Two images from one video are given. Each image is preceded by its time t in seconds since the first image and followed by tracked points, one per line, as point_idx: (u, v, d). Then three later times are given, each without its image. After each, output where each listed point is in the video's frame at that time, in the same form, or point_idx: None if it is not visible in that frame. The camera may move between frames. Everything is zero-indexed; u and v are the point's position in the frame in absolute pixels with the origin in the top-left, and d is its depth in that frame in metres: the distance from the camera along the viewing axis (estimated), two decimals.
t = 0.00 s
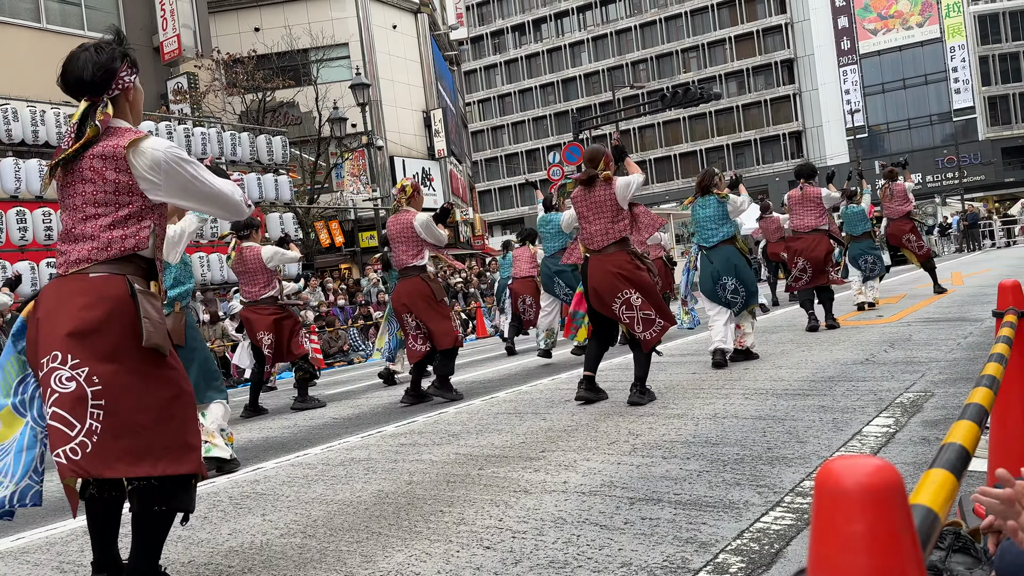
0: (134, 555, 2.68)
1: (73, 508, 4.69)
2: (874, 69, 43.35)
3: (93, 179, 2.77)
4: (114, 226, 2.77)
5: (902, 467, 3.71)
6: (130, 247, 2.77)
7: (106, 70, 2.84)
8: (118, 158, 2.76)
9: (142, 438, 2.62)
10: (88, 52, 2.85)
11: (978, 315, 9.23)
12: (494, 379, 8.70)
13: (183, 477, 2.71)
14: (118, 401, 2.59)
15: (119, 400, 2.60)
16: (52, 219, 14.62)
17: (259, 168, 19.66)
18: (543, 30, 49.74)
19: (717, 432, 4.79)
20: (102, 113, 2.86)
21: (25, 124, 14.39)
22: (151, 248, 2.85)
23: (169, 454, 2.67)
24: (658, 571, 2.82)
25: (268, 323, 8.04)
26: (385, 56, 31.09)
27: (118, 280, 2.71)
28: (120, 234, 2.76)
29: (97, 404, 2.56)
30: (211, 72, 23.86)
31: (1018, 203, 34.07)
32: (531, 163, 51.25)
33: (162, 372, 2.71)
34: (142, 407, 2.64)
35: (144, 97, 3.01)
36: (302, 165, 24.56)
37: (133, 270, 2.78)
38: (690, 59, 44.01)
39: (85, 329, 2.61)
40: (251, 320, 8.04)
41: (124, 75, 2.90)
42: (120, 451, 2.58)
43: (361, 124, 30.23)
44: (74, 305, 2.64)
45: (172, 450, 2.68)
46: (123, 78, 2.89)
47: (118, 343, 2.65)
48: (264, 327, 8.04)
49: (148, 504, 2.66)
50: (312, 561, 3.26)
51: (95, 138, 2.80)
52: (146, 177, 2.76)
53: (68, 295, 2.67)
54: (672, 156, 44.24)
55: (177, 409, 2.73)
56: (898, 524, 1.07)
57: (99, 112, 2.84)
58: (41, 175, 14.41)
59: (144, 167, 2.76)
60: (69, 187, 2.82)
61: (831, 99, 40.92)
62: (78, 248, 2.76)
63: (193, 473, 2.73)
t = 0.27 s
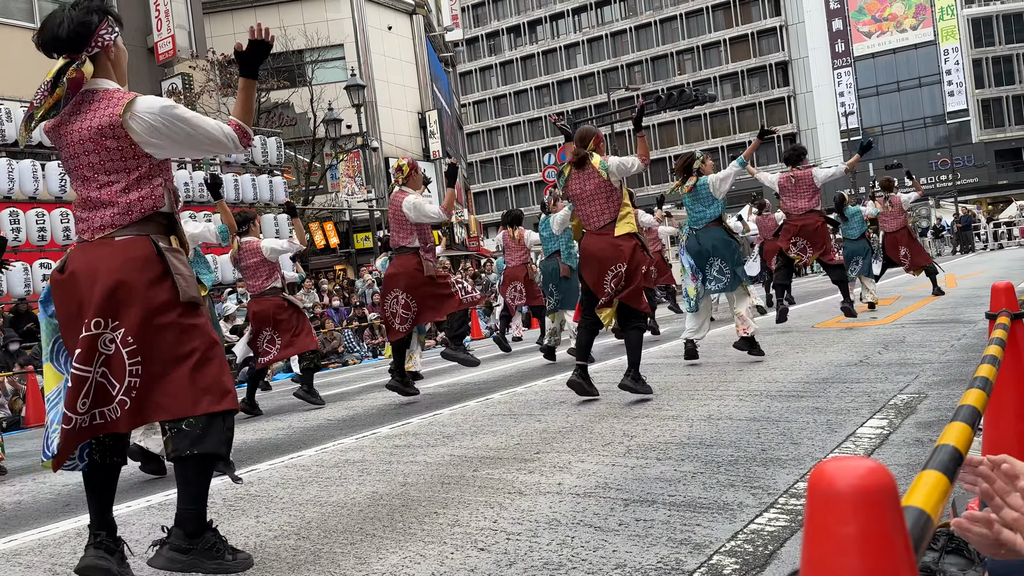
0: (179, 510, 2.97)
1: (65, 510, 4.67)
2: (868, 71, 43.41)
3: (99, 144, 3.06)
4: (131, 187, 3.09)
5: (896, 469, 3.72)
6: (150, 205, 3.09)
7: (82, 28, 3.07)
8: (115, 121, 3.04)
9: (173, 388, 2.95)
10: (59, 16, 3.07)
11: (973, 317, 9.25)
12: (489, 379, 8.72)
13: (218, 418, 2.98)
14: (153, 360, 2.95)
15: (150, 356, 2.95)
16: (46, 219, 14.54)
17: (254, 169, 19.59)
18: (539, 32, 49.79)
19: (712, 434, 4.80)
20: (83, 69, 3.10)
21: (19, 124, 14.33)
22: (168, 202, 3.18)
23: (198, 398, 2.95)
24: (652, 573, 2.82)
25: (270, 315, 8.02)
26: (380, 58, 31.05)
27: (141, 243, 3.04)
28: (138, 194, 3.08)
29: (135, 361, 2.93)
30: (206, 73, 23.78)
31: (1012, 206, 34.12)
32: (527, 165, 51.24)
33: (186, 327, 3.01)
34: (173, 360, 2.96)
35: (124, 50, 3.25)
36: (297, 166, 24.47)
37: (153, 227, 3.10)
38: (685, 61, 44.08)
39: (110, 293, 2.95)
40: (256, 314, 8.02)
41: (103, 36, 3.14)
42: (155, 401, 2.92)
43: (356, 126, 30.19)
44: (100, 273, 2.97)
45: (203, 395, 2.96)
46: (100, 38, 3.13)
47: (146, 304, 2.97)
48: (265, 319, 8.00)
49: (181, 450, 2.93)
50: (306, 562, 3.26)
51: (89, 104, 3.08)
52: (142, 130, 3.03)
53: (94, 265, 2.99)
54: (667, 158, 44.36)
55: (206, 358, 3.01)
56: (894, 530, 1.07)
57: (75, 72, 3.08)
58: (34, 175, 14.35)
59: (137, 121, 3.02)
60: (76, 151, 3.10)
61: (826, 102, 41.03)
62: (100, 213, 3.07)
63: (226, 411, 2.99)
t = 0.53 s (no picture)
0: (215, 540, 2.96)
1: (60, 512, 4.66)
2: (863, 73, 43.57)
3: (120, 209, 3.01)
4: (151, 252, 3.05)
5: (891, 470, 3.73)
6: (169, 272, 3.06)
7: (107, 97, 3.07)
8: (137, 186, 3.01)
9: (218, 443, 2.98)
10: (86, 80, 3.06)
11: (967, 319, 9.28)
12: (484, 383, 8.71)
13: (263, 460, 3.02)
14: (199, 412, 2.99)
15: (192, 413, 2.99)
16: (41, 220, 14.52)
17: (250, 170, 19.58)
18: (535, 34, 49.87)
19: (708, 435, 4.81)
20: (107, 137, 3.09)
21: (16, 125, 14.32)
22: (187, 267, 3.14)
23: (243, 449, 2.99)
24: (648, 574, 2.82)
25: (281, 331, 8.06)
26: (376, 59, 31.06)
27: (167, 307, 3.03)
28: (159, 260, 3.05)
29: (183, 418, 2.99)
30: (202, 74, 23.75)
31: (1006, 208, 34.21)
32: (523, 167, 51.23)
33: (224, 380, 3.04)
34: (212, 419, 2.98)
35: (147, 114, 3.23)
36: (293, 167, 24.45)
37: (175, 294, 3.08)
38: (681, 64, 44.16)
39: (146, 363, 2.96)
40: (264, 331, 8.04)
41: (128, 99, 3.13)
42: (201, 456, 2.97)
43: (352, 127, 30.18)
44: (131, 345, 2.97)
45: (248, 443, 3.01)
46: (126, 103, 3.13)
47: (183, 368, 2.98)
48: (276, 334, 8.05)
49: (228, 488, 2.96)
50: (302, 564, 3.26)
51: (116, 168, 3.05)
52: (165, 196, 2.98)
53: (124, 334, 2.99)
54: (662, 159, 44.49)
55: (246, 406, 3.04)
56: (888, 528, 1.07)
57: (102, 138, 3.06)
58: (29, 176, 14.31)
59: (160, 187, 2.97)
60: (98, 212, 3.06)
61: (821, 104, 41.14)
62: (122, 278, 3.05)
63: (267, 456, 3.02)
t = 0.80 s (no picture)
0: (230, 519, 3.07)
1: (55, 514, 4.65)
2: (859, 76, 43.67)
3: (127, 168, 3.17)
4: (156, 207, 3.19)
5: (888, 472, 3.74)
6: (176, 226, 3.18)
7: (96, 62, 3.21)
8: (140, 144, 3.15)
9: (217, 400, 3.01)
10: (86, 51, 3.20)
11: (963, 321, 9.29)
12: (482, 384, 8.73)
13: (263, 421, 3.05)
14: (199, 376, 3.03)
15: (195, 370, 3.04)
16: (36, 222, 14.48)
17: (246, 172, 19.53)
18: (532, 35, 49.88)
19: (704, 437, 4.81)
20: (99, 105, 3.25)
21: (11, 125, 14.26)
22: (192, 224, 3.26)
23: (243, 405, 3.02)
24: None
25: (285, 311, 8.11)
26: (373, 60, 31.03)
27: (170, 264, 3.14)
28: (164, 215, 3.17)
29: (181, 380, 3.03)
30: (198, 75, 23.68)
31: (1002, 211, 34.29)
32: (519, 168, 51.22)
33: (225, 338, 3.07)
34: (213, 373, 3.02)
35: (148, 72, 3.32)
36: (290, 169, 24.43)
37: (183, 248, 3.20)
38: (678, 66, 44.19)
39: (153, 314, 3.05)
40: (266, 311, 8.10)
41: (116, 64, 3.23)
42: (201, 415, 3.01)
43: (349, 128, 30.16)
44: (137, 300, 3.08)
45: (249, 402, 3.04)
46: (112, 70, 3.21)
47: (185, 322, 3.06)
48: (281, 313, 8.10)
49: (231, 458, 3.00)
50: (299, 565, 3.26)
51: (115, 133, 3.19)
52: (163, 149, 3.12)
53: (133, 289, 3.10)
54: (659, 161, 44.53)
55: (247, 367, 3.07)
56: (883, 531, 1.08)
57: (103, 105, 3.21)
58: (24, 176, 14.21)
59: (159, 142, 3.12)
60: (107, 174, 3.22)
61: (818, 106, 41.19)
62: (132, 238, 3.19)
63: (269, 416, 3.05)
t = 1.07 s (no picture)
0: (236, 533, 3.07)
1: (52, 516, 4.63)
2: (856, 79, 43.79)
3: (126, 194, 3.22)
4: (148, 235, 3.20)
5: (883, 474, 3.75)
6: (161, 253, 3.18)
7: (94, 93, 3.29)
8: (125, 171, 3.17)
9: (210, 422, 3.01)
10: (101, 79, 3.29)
11: (959, 324, 9.32)
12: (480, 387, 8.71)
13: (260, 443, 3.02)
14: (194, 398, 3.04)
15: (189, 392, 3.04)
16: (33, 223, 14.49)
17: (244, 173, 19.54)
18: (529, 38, 49.95)
19: (701, 439, 4.82)
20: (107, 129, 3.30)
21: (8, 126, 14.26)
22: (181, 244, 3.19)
23: (236, 427, 3.01)
24: None
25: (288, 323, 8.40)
26: (371, 62, 31.06)
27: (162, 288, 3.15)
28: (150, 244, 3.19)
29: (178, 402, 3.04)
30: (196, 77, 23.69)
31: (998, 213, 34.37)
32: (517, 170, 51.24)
33: (217, 359, 3.06)
34: (207, 394, 3.03)
35: (151, 90, 3.28)
36: (288, 171, 24.45)
37: (176, 271, 3.19)
38: (675, 68, 44.24)
39: (147, 346, 3.09)
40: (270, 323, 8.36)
41: (117, 86, 3.26)
42: (198, 437, 3.02)
43: (346, 130, 30.17)
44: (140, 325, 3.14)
45: (241, 422, 3.01)
46: (111, 95, 3.26)
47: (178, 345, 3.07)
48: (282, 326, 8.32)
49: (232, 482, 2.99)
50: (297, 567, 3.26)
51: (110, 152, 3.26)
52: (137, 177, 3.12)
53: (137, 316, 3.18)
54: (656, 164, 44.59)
55: (233, 387, 3.04)
56: (881, 533, 1.08)
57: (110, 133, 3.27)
58: (21, 178, 14.16)
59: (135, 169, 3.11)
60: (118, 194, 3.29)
61: (814, 109, 41.28)
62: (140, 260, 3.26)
63: (266, 437, 3.01)
